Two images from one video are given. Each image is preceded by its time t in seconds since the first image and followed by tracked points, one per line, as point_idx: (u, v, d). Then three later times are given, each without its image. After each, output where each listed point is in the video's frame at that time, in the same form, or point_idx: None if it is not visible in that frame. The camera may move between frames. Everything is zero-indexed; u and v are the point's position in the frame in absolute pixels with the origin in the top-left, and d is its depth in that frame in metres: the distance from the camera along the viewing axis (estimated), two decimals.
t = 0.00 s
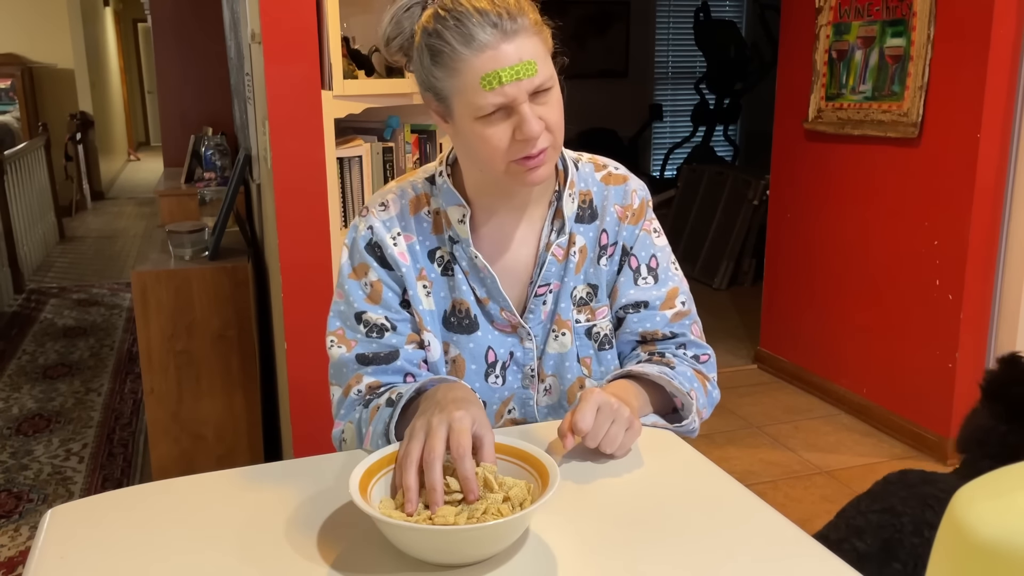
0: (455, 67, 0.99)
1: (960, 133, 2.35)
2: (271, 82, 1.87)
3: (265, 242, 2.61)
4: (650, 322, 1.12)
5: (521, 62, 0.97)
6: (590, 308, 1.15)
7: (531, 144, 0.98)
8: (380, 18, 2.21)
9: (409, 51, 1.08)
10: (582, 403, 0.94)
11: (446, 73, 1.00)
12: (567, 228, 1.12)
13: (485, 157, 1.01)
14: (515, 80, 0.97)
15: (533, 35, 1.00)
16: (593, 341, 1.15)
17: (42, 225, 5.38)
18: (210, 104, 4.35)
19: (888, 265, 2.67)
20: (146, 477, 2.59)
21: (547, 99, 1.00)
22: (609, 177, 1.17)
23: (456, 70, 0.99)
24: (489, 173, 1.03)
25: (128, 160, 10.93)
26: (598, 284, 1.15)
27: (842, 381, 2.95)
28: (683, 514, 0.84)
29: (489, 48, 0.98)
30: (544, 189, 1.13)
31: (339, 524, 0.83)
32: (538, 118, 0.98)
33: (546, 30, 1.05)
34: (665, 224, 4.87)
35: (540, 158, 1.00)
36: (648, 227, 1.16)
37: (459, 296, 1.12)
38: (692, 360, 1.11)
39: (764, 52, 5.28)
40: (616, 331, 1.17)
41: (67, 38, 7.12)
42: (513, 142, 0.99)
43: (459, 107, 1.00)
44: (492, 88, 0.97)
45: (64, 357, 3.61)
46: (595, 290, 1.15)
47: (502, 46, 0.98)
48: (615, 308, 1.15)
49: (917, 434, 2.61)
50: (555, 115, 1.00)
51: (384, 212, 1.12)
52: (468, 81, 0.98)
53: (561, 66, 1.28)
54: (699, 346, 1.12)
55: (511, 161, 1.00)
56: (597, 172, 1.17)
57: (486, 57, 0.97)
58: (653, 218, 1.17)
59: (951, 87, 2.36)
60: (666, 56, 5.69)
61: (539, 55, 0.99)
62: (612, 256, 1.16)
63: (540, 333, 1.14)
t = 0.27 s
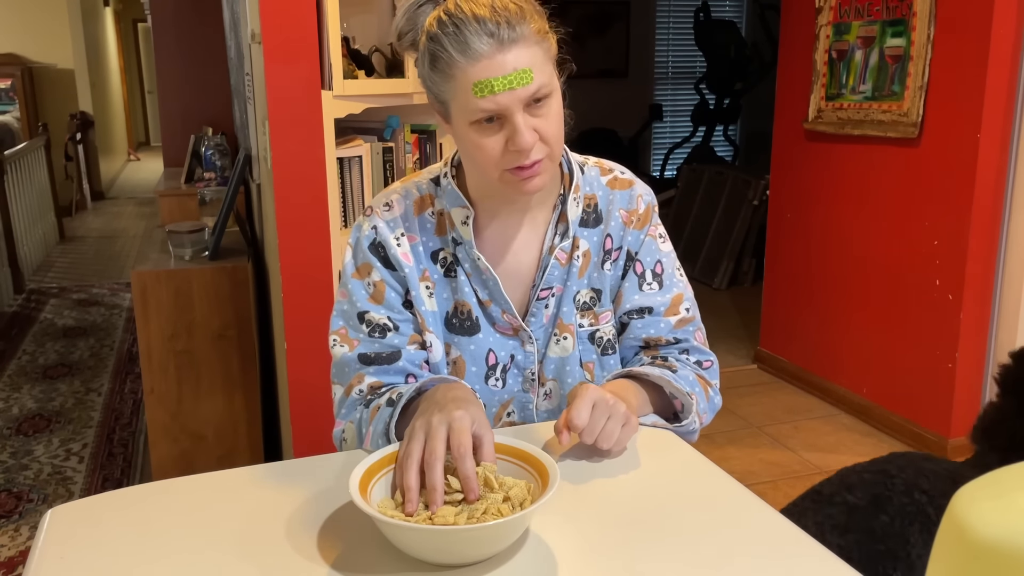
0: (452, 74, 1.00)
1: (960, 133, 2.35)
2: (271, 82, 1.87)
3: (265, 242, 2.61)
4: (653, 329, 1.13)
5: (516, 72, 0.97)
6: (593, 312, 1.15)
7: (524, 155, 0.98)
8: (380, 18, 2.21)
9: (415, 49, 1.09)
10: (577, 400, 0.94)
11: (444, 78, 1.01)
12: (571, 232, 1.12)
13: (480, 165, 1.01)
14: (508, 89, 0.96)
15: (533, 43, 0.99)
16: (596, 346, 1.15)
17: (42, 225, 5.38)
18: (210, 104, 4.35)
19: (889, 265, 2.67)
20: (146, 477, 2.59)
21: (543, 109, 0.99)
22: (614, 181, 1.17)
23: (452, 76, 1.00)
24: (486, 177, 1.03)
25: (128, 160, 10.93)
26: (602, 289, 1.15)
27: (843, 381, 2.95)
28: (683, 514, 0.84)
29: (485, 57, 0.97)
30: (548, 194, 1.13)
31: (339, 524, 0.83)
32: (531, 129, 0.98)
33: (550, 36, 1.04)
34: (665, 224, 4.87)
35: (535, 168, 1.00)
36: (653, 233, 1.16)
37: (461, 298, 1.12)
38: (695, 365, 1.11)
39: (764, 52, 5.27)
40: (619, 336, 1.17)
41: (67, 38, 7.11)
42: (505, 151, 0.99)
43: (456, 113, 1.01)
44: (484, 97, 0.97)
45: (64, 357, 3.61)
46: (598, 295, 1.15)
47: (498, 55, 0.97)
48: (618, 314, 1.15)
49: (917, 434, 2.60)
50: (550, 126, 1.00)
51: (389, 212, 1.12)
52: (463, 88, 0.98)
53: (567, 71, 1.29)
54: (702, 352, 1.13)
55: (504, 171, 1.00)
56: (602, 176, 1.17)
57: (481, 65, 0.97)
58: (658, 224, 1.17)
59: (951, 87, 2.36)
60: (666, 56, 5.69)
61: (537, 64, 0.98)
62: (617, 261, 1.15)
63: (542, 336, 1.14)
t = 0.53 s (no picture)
0: (464, 74, 0.99)
1: (960, 133, 2.35)
2: (271, 82, 1.87)
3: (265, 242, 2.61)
4: (656, 332, 1.12)
5: (529, 76, 0.97)
6: (595, 315, 1.15)
7: (532, 159, 0.99)
8: (380, 18, 2.21)
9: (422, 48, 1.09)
10: (574, 398, 0.94)
11: (455, 78, 1.01)
12: (573, 235, 1.13)
13: (486, 166, 1.01)
14: (520, 93, 0.96)
15: (546, 48, 1.00)
16: (597, 349, 1.15)
17: (42, 225, 5.38)
18: (210, 104, 4.35)
19: (888, 266, 2.67)
20: (146, 477, 2.59)
21: (553, 114, 1.00)
22: (618, 184, 1.17)
23: (463, 77, 0.99)
24: (490, 179, 1.03)
25: (128, 160, 10.92)
26: (605, 292, 1.15)
27: (843, 381, 2.95)
28: (683, 514, 0.84)
29: (498, 60, 0.97)
30: (550, 197, 1.13)
31: (339, 524, 0.83)
32: (540, 134, 0.98)
33: (563, 42, 1.04)
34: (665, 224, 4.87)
35: (542, 172, 1.01)
36: (657, 236, 1.15)
37: (462, 299, 1.12)
38: (697, 368, 1.10)
39: (764, 52, 5.27)
40: (620, 339, 1.17)
41: (67, 38, 7.11)
42: (514, 154, 0.99)
43: (465, 114, 1.01)
44: (496, 100, 0.97)
45: (63, 357, 3.61)
46: (601, 298, 1.15)
47: (511, 58, 0.97)
48: (621, 317, 1.15)
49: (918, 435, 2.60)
50: (559, 132, 1.00)
51: (392, 212, 1.12)
52: (474, 90, 0.98)
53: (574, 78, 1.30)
54: (705, 356, 1.12)
55: (512, 173, 1.00)
56: (606, 179, 1.17)
57: (494, 68, 0.97)
58: (663, 227, 1.16)
59: (951, 87, 2.36)
60: (666, 56, 5.69)
61: (549, 69, 0.99)
62: (619, 264, 1.15)
63: (543, 339, 1.14)
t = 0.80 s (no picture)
0: (493, 66, 0.98)
1: (960, 133, 2.35)
2: (271, 82, 1.87)
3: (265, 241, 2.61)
4: (657, 332, 1.12)
5: (560, 69, 0.98)
6: (596, 315, 1.15)
7: (560, 152, 0.99)
8: (380, 18, 2.21)
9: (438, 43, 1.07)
10: (575, 398, 0.94)
11: (481, 70, 0.99)
12: (576, 235, 1.12)
13: (510, 161, 1.00)
14: (554, 85, 0.97)
15: (571, 44, 1.01)
16: (599, 349, 1.15)
17: (42, 225, 5.38)
18: (210, 104, 4.35)
19: (889, 266, 2.67)
20: (146, 477, 2.59)
21: (579, 108, 1.00)
22: (620, 184, 1.17)
23: (494, 69, 0.98)
24: (510, 175, 1.01)
25: (129, 160, 10.92)
26: (606, 292, 1.15)
27: (843, 381, 2.95)
28: (683, 513, 0.84)
29: (531, 51, 0.98)
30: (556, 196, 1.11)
31: (338, 524, 0.83)
32: (569, 127, 0.98)
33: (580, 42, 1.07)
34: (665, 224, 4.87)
35: (565, 168, 1.01)
36: (658, 236, 1.15)
37: (465, 299, 1.11)
38: (697, 368, 1.11)
39: (764, 52, 5.27)
40: (622, 339, 1.17)
41: (66, 38, 7.11)
42: (543, 147, 0.99)
43: (489, 107, 0.99)
44: (531, 91, 0.97)
45: (63, 357, 3.61)
46: (602, 298, 1.15)
47: (544, 50, 0.98)
48: (622, 317, 1.15)
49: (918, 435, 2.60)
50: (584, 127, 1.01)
51: (394, 212, 1.12)
52: (505, 81, 0.98)
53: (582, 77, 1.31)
54: (705, 356, 1.12)
55: (538, 167, 1.00)
56: (608, 179, 1.17)
57: (527, 59, 0.97)
58: (663, 228, 1.17)
59: (951, 87, 2.36)
60: (666, 56, 5.69)
61: (576, 64, 1.00)
62: (621, 264, 1.15)
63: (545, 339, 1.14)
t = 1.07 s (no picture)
0: (525, 57, 0.99)
1: (960, 133, 2.35)
2: (271, 82, 1.87)
3: (265, 241, 2.61)
4: (657, 334, 1.12)
5: (588, 62, 0.99)
6: (598, 316, 1.15)
7: (587, 145, 1.01)
8: (380, 18, 2.21)
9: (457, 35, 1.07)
10: (575, 398, 0.94)
11: (510, 62, 1.00)
12: (580, 236, 1.12)
13: (536, 154, 1.00)
14: (584, 78, 0.98)
15: (593, 39, 1.03)
16: (600, 350, 1.15)
17: (42, 225, 5.38)
18: (210, 104, 4.35)
19: (889, 266, 2.67)
20: (146, 477, 2.59)
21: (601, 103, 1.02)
22: (622, 186, 1.17)
23: (526, 61, 0.99)
24: (534, 168, 1.02)
25: (129, 161, 10.92)
26: (607, 293, 1.15)
27: (843, 381, 2.95)
28: (682, 513, 0.84)
29: (561, 43, 0.99)
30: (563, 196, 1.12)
31: (337, 525, 0.83)
32: (597, 120, 1.00)
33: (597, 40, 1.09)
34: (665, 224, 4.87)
35: (588, 161, 1.02)
36: (659, 238, 1.16)
37: (469, 299, 1.11)
38: (697, 369, 1.11)
39: (764, 52, 5.27)
40: (623, 340, 1.17)
41: (67, 38, 7.12)
42: (571, 138, 1.00)
43: (517, 100, 1.00)
44: (563, 83, 0.98)
45: (64, 357, 3.61)
46: (604, 299, 1.15)
47: (572, 43, 0.99)
48: (623, 318, 1.15)
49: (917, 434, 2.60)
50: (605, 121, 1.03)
51: (398, 210, 1.11)
52: (537, 72, 0.98)
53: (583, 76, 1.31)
54: (705, 357, 1.12)
55: (564, 161, 1.01)
56: (610, 181, 1.17)
57: (558, 51, 0.98)
58: (664, 230, 1.17)
59: (951, 87, 2.36)
60: (666, 56, 5.68)
61: (599, 59, 1.02)
62: (623, 265, 1.15)
63: (547, 339, 1.14)
